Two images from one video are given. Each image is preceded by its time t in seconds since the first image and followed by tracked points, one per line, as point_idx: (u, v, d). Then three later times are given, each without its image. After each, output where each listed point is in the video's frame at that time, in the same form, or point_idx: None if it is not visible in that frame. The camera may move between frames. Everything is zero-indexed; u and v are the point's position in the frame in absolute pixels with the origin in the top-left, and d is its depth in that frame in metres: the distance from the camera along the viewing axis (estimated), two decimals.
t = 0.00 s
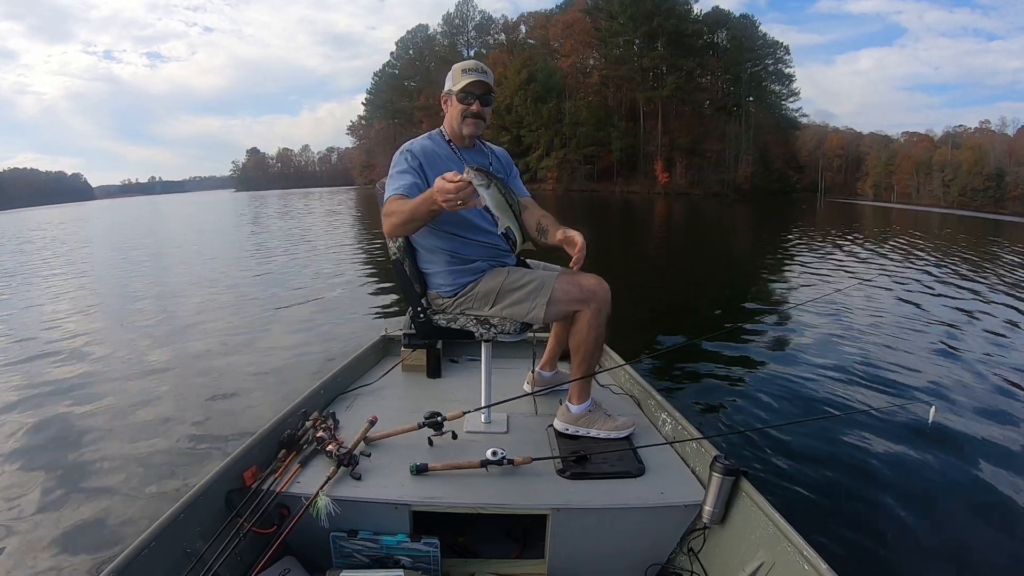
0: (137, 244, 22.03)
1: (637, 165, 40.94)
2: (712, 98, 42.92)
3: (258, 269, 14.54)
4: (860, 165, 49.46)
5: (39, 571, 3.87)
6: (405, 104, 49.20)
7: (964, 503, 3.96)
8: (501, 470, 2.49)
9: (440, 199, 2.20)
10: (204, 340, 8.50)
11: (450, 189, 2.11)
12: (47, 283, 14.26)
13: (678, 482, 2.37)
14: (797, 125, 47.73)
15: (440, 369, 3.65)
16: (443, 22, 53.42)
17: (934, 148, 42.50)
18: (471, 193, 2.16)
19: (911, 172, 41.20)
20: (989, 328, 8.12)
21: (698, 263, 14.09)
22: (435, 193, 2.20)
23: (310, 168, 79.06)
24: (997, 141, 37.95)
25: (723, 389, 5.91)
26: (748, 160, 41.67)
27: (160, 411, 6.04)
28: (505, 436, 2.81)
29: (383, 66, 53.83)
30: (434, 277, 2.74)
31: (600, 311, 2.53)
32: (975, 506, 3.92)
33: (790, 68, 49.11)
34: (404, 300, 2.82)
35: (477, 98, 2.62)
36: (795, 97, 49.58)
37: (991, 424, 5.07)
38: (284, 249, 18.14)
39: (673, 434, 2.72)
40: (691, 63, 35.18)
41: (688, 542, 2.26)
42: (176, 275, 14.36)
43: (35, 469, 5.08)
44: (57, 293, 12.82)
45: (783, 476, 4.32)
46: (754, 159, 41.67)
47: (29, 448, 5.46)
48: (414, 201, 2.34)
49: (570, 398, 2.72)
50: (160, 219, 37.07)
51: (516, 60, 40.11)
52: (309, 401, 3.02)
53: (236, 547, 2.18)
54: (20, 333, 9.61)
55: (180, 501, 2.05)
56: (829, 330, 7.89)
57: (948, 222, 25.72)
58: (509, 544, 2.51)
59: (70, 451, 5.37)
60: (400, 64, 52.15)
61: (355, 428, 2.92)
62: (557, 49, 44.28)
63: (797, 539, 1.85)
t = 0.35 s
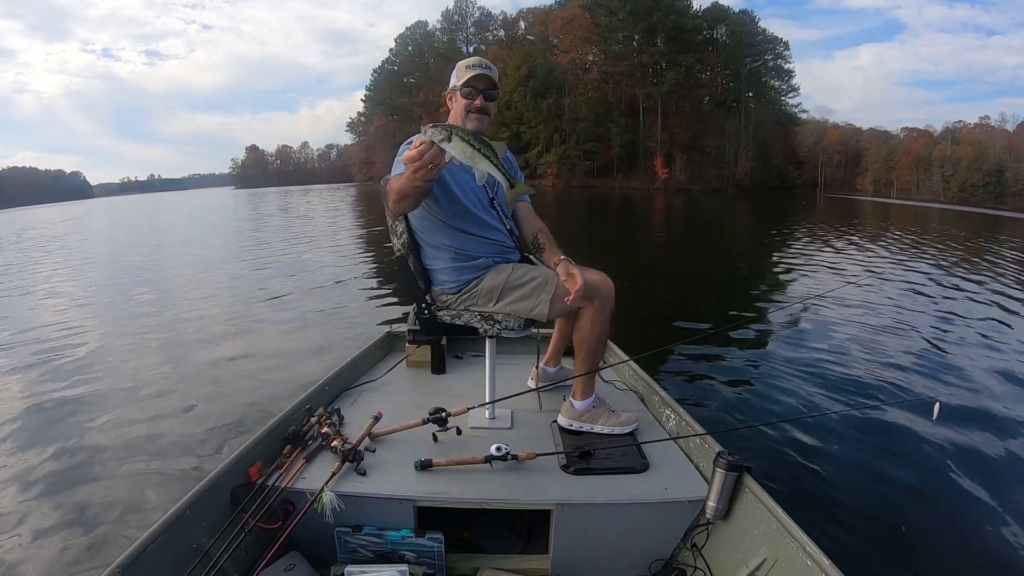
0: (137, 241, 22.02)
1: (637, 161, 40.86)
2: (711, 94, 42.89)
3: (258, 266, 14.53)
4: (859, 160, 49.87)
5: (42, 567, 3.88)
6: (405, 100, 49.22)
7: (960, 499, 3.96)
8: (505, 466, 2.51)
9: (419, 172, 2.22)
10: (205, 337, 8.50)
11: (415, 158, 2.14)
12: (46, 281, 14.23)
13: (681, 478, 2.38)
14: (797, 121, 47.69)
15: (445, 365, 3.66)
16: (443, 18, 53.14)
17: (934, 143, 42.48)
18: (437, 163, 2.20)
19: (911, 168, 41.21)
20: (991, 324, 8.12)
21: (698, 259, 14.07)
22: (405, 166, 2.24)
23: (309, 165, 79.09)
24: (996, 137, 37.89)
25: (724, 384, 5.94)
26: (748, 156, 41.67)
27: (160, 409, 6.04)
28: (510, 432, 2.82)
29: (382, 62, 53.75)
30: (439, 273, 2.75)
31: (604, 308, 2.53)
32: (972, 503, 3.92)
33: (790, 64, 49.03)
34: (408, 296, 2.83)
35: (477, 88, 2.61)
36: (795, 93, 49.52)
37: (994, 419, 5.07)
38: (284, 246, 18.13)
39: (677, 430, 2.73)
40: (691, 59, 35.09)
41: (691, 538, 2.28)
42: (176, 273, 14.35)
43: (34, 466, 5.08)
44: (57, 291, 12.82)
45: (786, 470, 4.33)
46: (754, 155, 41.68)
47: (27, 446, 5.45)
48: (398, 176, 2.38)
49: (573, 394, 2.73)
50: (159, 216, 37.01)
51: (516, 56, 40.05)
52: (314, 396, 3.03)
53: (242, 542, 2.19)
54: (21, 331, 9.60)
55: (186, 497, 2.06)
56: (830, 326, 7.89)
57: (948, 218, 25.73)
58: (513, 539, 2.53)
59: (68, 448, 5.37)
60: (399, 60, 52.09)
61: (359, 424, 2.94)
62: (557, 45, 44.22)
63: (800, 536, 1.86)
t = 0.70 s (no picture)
0: (137, 244, 22.08)
1: (637, 164, 40.85)
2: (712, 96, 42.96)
3: (258, 269, 14.57)
4: (859, 162, 50.10)
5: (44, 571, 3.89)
6: (405, 103, 49.49)
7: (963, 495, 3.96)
8: (510, 470, 2.52)
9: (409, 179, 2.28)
10: (206, 341, 8.52)
11: (407, 167, 2.21)
12: (47, 284, 14.27)
13: (685, 483, 2.38)
14: (797, 123, 47.70)
15: (449, 369, 3.68)
16: (443, 22, 52.73)
17: (933, 145, 42.49)
18: (430, 172, 2.27)
19: (911, 169, 41.24)
20: (992, 325, 8.15)
21: (699, 261, 14.11)
22: (398, 175, 2.31)
23: (310, 167, 79.36)
24: (995, 139, 37.92)
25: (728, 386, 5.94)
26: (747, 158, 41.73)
27: (162, 412, 6.06)
28: (515, 436, 2.83)
29: (382, 66, 53.94)
30: (444, 278, 2.76)
31: (608, 314, 2.54)
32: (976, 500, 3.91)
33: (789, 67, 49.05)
34: (413, 300, 2.85)
35: (482, 94, 2.64)
36: (794, 95, 49.55)
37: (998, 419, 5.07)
38: (284, 249, 18.17)
39: (681, 435, 2.75)
40: (691, 61, 35.15)
41: (695, 542, 2.27)
42: (177, 276, 14.38)
43: (37, 470, 5.09)
44: (57, 294, 12.83)
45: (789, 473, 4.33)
46: (754, 157, 41.74)
47: (29, 451, 5.45)
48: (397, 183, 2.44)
49: (578, 399, 2.74)
50: (159, 219, 37.07)
51: (516, 59, 40.11)
52: (319, 400, 3.06)
53: (247, 545, 2.20)
54: (22, 335, 9.62)
55: (191, 500, 2.07)
56: (830, 328, 7.88)
57: (947, 219, 25.73)
58: (518, 543, 2.53)
59: (72, 453, 5.38)
60: (399, 63, 52.29)
61: (364, 428, 2.95)
62: (557, 48, 44.33)
63: (803, 540, 1.86)
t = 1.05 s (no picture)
0: (134, 250, 22.07)
1: (635, 169, 40.87)
2: (710, 102, 43.17)
3: (257, 274, 14.58)
4: (857, 167, 50.30)
5: None
6: (404, 109, 49.64)
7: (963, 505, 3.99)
8: (513, 475, 2.53)
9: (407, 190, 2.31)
10: (205, 346, 8.51)
11: (405, 179, 2.24)
12: (44, 290, 14.24)
13: (686, 488, 2.40)
14: (795, 129, 47.84)
15: (452, 374, 3.70)
16: (441, 28, 52.18)
17: (930, 149, 42.63)
18: (428, 184, 2.30)
19: (908, 174, 41.35)
20: (989, 328, 8.22)
21: (698, 266, 14.16)
22: (398, 186, 2.35)
23: (308, 172, 79.50)
24: (993, 143, 38.01)
25: (729, 391, 5.95)
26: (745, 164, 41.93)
27: (161, 417, 6.05)
28: (517, 441, 2.85)
29: (381, 71, 54.04)
30: (448, 285, 2.78)
31: (610, 321, 2.57)
32: (976, 509, 3.93)
33: (787, 72, 49.17)
34: (416, 306, 2.86)
35: (484, 100, 2.65)
36: (791, 101, 49.67)
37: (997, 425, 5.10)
38: (283, 255, 18.17)
39: (683, 440, 2.76)
40: (689, 67, 35.30)
41: (697, 547, 2.27)
42: (174, 281, 14.37)
43: (37, 475, 5.07)
44: (54, 300, 12.79)
45: (789, 479, 4.34)
46: (751, 163, 41.89)
47: (28, 456, 5.44)
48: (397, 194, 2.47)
49: (581, 405, 2.76)
50: (157, 224, 37.09)
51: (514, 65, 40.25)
52: (322, 404, 3.07)
53: (251, 548, 2.21)
54: (19, 340, 9.60)
55: (195, 503, 2.07)
56: (829, 333, 7.89)
57: (945, 223, 25.83)
58: (521, 549, 2.54)
59: (71, 458, 5.36)
60: (398, 69, 52.40)
61: (367, 433, 2.96)
62: (555, 54, 44.17)
63: (805, 546, 1.87)
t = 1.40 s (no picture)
0: (130, 253, 22.05)
1: (632, 173, 40.93)
2: (706, 106, 43.39)
3: (254, 278, 14.59)
4: (853, 170, 50.48)
5: None
6: (401, 113, 49.79)
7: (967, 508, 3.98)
8: (514, 478, 2.53)
9: (410, 190, 2.32)
10: (202, 349, 8.50)
11: (410, 178, 2.26)
12: (39, 293, 14.19)
13: (688, 490, 2.40)
14: (791, 133, 48.02)
15: (454, 377, 3.70)
16: (437, 32, 51.58)
17: (926, 153, 42.82)
18: (433, 184, 2.31)
19: (904, 178, 41.48)
20: (986, 330, 8.27)
21: (695, 269, 14.19)
22: (402, 186, 2.36)
23: (304, 176, 79.59)
24: (988, 146, 38.16)
25: (729, 393, 5.96)
26: (741, 168, 42.13)
27: (158, 420, 6.04)
28: (519, 444, 2.85)
29: (378, 75, 54.15)
30: (450, 288, 2.78)
31: (612, 323, 2.57)
32: (976, 512, 3.93)
33: (783, 76, 49.35)
34: (418, 308, 2.87)
35: (487, 101, 2.66)
36: (788, 105, 49.74)
37: (996, 427, 5.11)
38: (279, 258, 18.17)
39: (685, 443, 2.76)
40: (685, 71, 35.47)
41: (700, 550, 2.27)
42: (171, 284, 14.35)
43: (32, 477, 5.05)
44: (50, 303, 12.75)
45: (789, 483, 4.33)
46: (748, 167, 42.07)
47: (24, 457, 5.42)
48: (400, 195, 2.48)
49: (583, 407, 2.76)
50: (152, 227, 37.05)
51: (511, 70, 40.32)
52: (324, 407, 3.08)
53: (253, 551, 2.21)
54: (14, 343, 9.57)
55: (196, 506, 2.07)
56: (829, 336, 7.91)
57: (940, 227, 26.01)
58: (523, 551, 2.54)
59: (66, 461, 5.33)
60: (395, 73, 52.51)
61: (369, 436, 2.97)
62: (552, 58, 43.85)
63: (808, 549, 1.87)
